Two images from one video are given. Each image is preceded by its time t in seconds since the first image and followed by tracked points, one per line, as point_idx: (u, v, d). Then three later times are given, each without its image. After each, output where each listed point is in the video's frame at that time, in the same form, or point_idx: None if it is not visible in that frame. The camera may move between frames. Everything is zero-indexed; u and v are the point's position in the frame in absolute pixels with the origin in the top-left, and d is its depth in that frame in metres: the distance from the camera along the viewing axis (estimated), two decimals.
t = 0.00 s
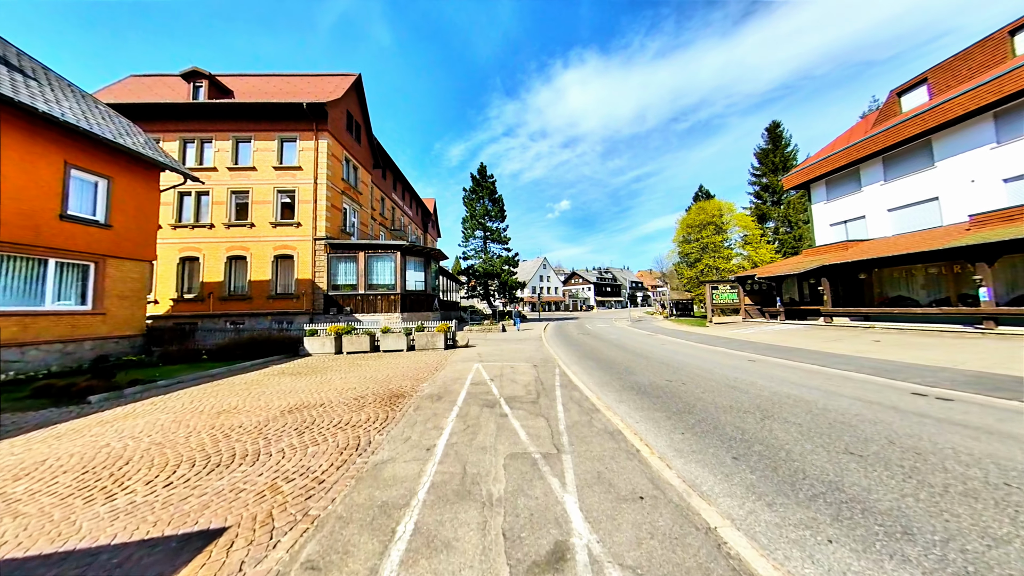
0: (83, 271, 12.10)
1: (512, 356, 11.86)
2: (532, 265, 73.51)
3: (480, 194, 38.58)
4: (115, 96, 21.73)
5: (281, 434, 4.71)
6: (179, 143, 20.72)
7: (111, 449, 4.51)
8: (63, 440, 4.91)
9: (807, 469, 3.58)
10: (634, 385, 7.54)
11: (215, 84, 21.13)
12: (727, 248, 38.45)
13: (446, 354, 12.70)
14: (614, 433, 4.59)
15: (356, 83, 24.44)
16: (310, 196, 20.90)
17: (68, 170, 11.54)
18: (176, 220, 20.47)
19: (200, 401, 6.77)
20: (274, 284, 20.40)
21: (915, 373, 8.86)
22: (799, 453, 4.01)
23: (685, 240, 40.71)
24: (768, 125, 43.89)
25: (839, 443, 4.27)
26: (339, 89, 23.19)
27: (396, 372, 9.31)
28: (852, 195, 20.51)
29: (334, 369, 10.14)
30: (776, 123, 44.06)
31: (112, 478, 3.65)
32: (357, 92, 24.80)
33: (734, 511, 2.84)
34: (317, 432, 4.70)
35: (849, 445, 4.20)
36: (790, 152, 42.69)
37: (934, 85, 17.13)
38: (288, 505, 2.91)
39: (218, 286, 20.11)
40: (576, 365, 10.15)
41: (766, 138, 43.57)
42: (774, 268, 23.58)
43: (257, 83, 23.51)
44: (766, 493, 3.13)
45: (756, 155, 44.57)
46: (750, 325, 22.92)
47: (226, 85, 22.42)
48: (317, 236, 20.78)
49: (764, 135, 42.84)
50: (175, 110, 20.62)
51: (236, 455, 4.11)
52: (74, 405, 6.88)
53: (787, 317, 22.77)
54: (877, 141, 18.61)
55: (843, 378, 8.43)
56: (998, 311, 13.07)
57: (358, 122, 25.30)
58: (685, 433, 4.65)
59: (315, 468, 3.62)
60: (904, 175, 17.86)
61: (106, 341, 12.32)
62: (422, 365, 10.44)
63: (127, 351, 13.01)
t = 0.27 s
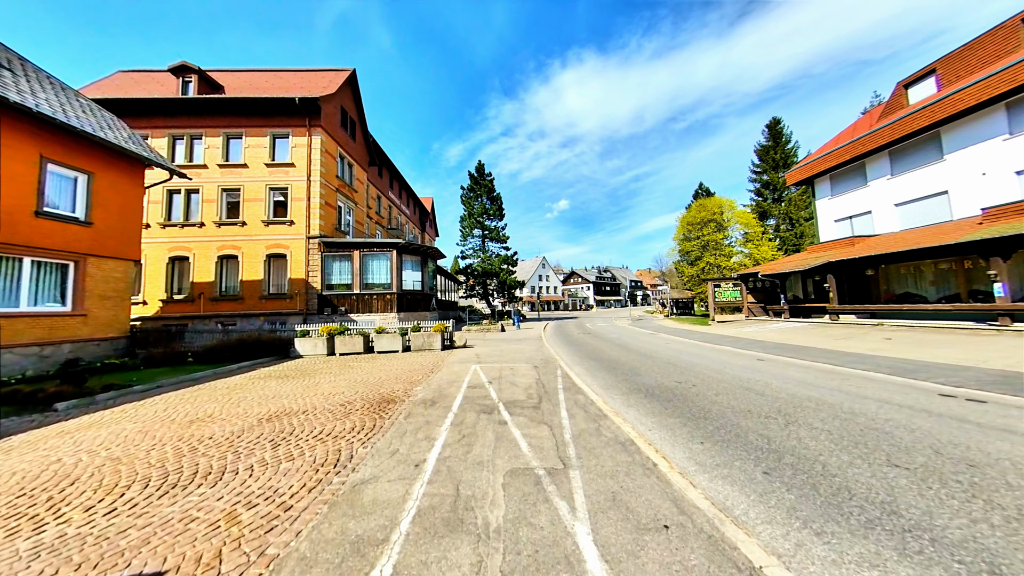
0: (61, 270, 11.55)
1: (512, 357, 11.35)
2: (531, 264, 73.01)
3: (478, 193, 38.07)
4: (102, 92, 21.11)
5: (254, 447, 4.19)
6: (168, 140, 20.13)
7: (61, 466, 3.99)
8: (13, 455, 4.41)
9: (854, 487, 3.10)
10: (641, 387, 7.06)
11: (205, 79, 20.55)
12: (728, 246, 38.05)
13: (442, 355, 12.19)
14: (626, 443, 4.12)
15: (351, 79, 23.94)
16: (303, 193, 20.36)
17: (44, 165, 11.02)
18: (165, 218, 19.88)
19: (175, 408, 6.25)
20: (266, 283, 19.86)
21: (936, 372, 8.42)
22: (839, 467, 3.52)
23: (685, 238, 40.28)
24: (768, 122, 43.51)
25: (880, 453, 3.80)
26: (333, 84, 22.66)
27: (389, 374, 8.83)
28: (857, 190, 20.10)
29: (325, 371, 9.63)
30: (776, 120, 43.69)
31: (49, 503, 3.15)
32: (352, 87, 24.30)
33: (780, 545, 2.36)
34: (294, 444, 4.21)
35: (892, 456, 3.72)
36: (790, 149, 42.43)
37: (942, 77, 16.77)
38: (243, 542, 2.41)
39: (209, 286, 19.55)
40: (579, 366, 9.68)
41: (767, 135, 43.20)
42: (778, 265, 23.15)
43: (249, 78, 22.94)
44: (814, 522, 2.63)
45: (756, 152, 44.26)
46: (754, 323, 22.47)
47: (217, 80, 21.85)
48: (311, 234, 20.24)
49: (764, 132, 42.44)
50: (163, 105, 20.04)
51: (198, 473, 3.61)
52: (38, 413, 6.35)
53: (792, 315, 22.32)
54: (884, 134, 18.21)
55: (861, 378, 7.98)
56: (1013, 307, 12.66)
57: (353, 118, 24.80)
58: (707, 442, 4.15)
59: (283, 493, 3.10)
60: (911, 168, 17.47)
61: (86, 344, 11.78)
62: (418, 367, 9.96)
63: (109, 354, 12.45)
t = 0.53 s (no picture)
0: (34, 269, 10.92)
1: (512, 359, 10.81)
2: (529, 263, 72.43)
3: (476, 190, 37.48)
4: (87, 85, 20.40)
5: (215, 472, 3.62)
6: (155, 135, 19.46)
7: None
8: None
9: (930, 525, 2.56)
10: (652, 393, 6.53)
11: (193, 72, 19.86)
12: (729, 245, 37.59)
13: (438, 357, 11.63)
14: (645, 464, 3.58)
15: (346, 72, 23.33)
16: (295, 190, 19.74)
17: (14, 157, 10.40)
18: (153, 216, 19.22)
19: (141, 421, 5.66)
20: (257, 283, 19.25)
21: (962, 375, 7.94)
22: (900, 496, 2.98)
23: (686, 236, 39.80)
24: (769, 118, 43.07)
25: (942, 477, 3.26)
26: (327, 78, 22.03)
27: (381, 379, 8.26)
28: (864, 186, 19.64)
29: (313, 376, 9.06)
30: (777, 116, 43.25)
31: None
32: (346, 81, 23.70)
33: None
34: (261, 467, 3.64)
35: (958, 481, 3.18)
36: (791, 146, 42.03)
37: (953, 68, 16.34)
38: None
39: (198, 286, 18.92)
40: (582, 370, 9.14)
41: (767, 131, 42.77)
42: (782, 263, 22.68)
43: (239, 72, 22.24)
44: None
45: (757, 150, 43.84)
46: (758, 323, 22.01)
47: (206, 73, 21.15)
48: (303, 232, 19.62)
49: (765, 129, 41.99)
50: (150, 99, 19.34)
51: (143, 506, 3.05)
52: None
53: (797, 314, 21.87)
54: (893, 128, 17.74)
55: (884, 382, 7.48)
56: None
57: (347, 114, 24.18)
58: (738, 462, 3.61)
59: (235, 537, 2.53)
60: (921, 163, 17.03)
61: (62, 347, 11.17)
62: (412, 370, 9.39)
63: (88, 358, 11.83)
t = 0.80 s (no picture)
0: (9, 266, 10.36)
1: (512, 361, 10.31)
2: (528, 263, 71.88)
3: (474, 189, 37.00)
4: (73, 78, 19.76)
5: (170, 495, 3.11)
6: (144, 130, 18.86)
7: None
8: None
9: None
10: (664, 398, 6.04)
11: (183, 65, 19.29)
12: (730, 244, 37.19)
13: (435, 358, 11.14)
14: (671, 484, 3.08)
15: (341, 67, 22.81)
16: (288, 186, 19.19)
17: None
18: (141, 213, 18.62)
19: (106, 430, 5.14)
20: (249, 282, 18.69)
21: (987, 377, 7.55)
22: (977, 525, 2.51)
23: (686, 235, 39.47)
24: (770, 117, 42.78)
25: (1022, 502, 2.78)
26: (322, 72, 21.49)
27: (373, 382, 7.76)
28: (870, 183, 19.26)
29: (302, 379, 8.54)
30: (779, 114, 42.94)
31: None
32: (342, 76, 23.18)
33: None
34: (227, 489, 3.16)
35: None
36: (793, 145, 41.72)
37: (964, 62, 15.98)
38: None
39: (188, 285, 18.35)
40: (587, 372, 8.66)
41: (768, 130, 42.48)
42: (787, 262, 22.27)
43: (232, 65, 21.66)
44: None
45: (758, 148, 43.51)
46: (762, 322, 21.61)
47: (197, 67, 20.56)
48: (297, 229, 19.07)
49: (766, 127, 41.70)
50: (138, 92, 18.75)
51: (77, 541, 2.55)
52: None
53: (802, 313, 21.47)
54: (901, 123, 17.36)
55: (908, 385, 7.03)
56: None
57: (343, 109, 23.65)
58: (776, 482, 3.13)
59: None
60: (931, 158, 16.67)
61: (39, 349, 10.59)
62: (407, 373, 8.89)
63: (67, 359, 11.25)
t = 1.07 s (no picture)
0: None
1: (512, 364, 9.84)
2: (527, 264, 71.42)
3: (473, 188, 36.57)
4: (60, 74, 19.22)
5: (112, 534, 2.64)
6: (132, 127, 18.34)
7: None
8: None
9: None
10: (678, 407, 5.60)
11: (174, 61, 18.80)
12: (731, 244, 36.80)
13: (432, 361, 10.67)
14: (701, 517, 2.65)
15: (337, 63, 22.34)
16: (282, 184, 18.71)
17: None
18: (130, 213, 18.09)
19: (66, 447, 4.65)
20: (242, 283, 18.20)
21: (1013, 381, 7.17)
22: None
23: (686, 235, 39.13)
24: (771, 116, 42.53)
25: None
26: (316, 68, 21.02)
27: (365, 389, 7.29)
28: (876, 182, 18.93)
29: (289, 385, 8.05)
30: (779, 114, 42.70)
31: None
32: (338, 73, 22.72)
33: None
34: (178, 526, 2.67)
35: None
36: (793, 144, 41.45)
37: (973, 57, 15.65)
38: None
39: (178, 286, 17.84)
40: (590, 377, 8.23)
41: (769, 129, 42.24)
42: (790, 261, 21.90)
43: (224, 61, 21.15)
44: None
45: (759, 148, 43.23)
46: (766, 323, 21.24)
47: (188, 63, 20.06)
48: (291, 229, 18.59)
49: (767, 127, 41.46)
50: (127, 88, 18.23)
51: None
52: None
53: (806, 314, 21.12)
54: (908, 120, 17.01)
55: (933, 391, 6.62)
56: None
57: (338, 107, 23.17)
58: (824, 514, 2.69)
59: None
60: (939, 156, 16.34)
61: (15, 354, 10.07)
62: (401, 378, 8.42)
63: (45, 365, 10.72)
